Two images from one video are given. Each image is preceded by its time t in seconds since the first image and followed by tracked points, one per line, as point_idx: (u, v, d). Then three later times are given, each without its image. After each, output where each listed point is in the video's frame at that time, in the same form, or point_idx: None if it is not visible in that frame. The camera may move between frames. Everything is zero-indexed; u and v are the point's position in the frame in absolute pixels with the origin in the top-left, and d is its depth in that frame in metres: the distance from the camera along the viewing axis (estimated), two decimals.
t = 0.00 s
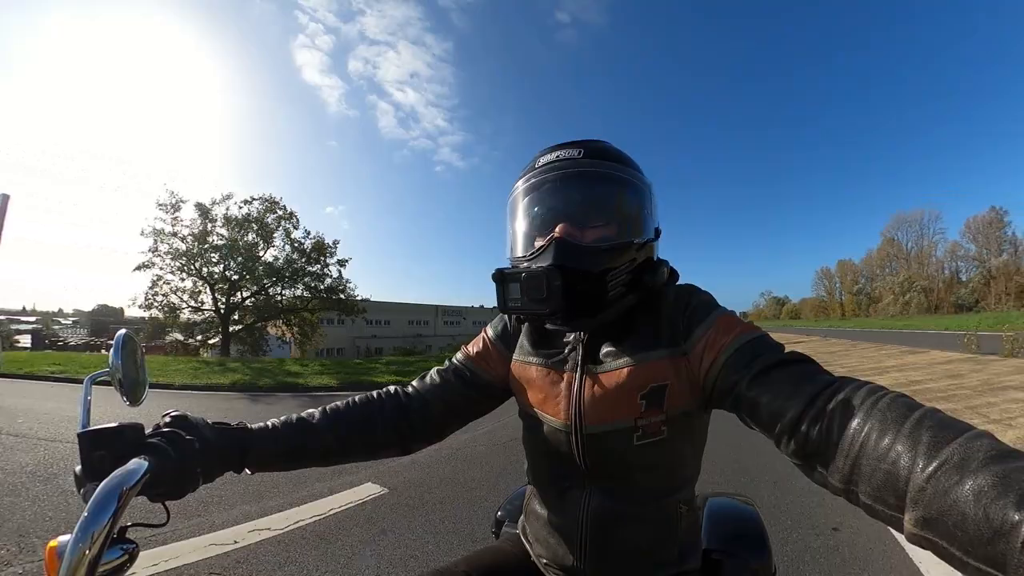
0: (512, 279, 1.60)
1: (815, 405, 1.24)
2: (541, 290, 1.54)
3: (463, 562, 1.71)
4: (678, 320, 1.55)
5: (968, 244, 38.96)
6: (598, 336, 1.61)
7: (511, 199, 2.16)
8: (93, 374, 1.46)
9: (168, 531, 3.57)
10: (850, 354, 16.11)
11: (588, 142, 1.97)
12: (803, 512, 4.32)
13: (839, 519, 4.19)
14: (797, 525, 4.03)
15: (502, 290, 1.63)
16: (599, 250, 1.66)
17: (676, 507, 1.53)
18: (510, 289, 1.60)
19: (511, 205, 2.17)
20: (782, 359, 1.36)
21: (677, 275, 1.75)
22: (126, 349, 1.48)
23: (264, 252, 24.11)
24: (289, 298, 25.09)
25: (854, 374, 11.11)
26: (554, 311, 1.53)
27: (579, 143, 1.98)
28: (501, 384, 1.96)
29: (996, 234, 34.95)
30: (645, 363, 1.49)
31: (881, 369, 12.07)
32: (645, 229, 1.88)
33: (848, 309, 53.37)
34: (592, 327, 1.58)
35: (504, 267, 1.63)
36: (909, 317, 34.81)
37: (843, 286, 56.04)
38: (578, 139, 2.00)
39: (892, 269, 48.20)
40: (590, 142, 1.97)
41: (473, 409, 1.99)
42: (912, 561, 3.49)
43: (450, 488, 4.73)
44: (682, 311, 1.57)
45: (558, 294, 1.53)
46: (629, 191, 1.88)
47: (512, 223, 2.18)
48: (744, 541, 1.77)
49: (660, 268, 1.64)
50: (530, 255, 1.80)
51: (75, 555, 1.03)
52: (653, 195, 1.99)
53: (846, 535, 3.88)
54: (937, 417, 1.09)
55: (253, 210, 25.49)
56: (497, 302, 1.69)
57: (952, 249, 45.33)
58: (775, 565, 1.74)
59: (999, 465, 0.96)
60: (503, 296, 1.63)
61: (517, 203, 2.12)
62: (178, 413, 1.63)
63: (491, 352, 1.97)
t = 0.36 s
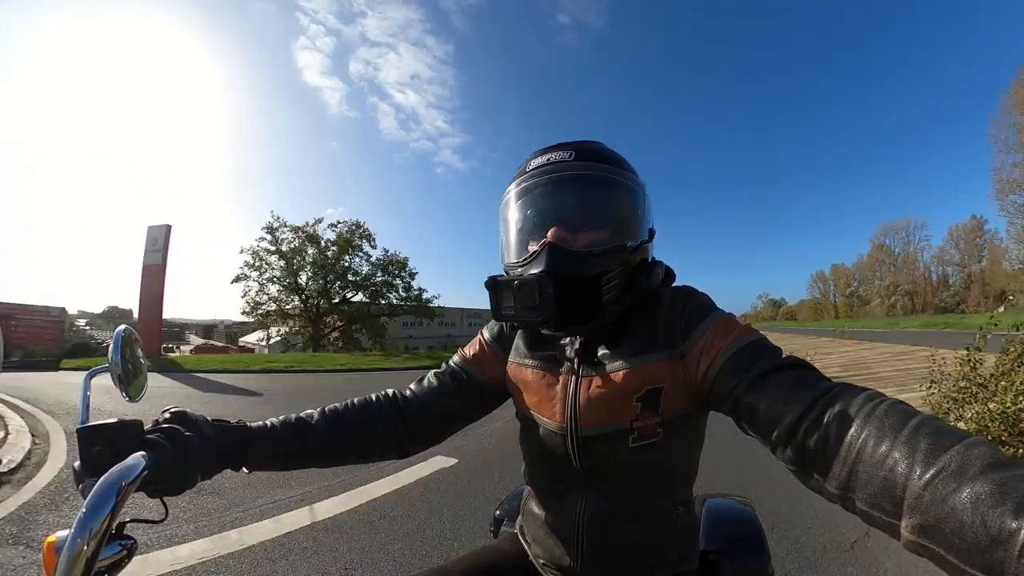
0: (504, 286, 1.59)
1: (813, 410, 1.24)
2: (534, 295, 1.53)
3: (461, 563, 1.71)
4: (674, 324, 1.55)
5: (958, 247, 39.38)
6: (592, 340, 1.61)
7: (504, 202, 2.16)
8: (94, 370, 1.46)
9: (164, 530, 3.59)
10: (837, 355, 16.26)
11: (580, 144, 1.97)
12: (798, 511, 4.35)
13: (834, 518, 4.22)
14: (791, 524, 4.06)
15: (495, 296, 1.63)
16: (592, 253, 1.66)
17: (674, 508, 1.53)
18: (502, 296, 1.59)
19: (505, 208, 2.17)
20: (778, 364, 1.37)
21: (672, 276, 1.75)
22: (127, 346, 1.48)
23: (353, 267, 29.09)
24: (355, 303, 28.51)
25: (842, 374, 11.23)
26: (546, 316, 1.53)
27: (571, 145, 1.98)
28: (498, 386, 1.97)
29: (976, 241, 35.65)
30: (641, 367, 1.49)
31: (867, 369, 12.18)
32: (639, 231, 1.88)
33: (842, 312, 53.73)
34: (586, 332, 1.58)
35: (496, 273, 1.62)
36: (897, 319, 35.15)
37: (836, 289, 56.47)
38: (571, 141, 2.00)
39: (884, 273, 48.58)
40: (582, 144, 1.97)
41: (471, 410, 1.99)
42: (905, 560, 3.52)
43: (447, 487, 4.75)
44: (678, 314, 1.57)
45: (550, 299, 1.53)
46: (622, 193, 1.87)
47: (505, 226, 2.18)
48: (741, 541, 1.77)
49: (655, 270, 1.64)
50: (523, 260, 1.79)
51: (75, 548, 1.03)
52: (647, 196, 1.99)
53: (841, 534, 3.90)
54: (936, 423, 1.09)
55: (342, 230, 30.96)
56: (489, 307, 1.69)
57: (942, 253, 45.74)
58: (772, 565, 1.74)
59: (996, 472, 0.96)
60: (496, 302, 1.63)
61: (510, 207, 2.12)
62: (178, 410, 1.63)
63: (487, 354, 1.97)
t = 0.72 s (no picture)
0: (506, 287, 1.58)
1: (812, 416, 1.24)
2: (536, 297, 1.53)
3: (460, 562, 1.71)
4: (674, 327, 1.55)
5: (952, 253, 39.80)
6: (593, 342, 1.61)
7: (505, 203, 2.16)
8: (92, 364, 1.46)
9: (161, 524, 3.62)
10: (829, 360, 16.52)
11: (582, 145, 1.96)
12: (793, 513, 4.38)
13: (829, 520, 4.25)
14: (785, 526, 4.09)
15: (496, 297, 1.62)
16: (593, 255, 1.66)
17: (671, 511, 1.52)
18: (504, 295, 1.59)
19: (506, 209, 2.17)
20: (778, 369, 1.36)
21: (673, 279, 1.75)
22: (125, 341, 1.48)
23: (413, 279, 37.38)
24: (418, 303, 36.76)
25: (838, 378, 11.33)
26: (548, 317, 1.53)
27: (574, 146, 1.97)
28: (497, 386, 1.97)
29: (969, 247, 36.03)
30: (639, 369, 1.49)
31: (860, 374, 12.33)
32: (641, 234, 1.87)
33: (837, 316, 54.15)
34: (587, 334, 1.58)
35: (498, 274, 1.61)
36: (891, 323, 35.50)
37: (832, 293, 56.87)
38: (574, 142, 1.99)
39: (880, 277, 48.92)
40: (585, 145, 1.96)
41: (469, 409, 1.99)
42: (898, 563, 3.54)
43: (445, 487, 4.77)
44: (678, 318, 1.57)
45: (552, 300, 1.53)
46: (625, 195, 1.87)
47: (506, 227, 2.18)
48: (738, 543, 1.77)
49: (656, 272, 1.64)
50: (525, 261, 1.79)
51: (71, 543, 1.03)
52: (649, 199, 1.99)
53: (835, 536, 3.93)
54: (934, 431, 1.09)
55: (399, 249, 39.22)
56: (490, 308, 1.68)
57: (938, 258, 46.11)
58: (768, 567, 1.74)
59: (993, 481, 0.96)
60: (498, 302, 1.62)
61: (510, 207, 2.12)
62: (175, 405, 1.63)
63: (487, 354, 1.97)
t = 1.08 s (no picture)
0: (510, 293, 1.57)
1: (826, 427, 1.22)
2: (541, 306, 1.52)
3: (459, 565, 1.69)
4: (680, 336, 1.54)
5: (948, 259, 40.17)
6: (596, 350, 1.60)
7: (509, 201, 2.14)
8: (92, 363, 1.45)
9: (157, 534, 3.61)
10: (816, 362, 16.80)
11: (592, 145, 1.95)
12: (794, 518, 4.37)
13: (828, 524, 4.24)
14: (786, 532, 4.06)
15: (500, 304, 1.61)
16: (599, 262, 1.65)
17: (671, 520, 1.51)
18: (508, 302, 1.58)
19: (509, 207, 2.15)
20: (790, 381, 1.35)
21: (679, 285, 1.74)
22: (126, 340, 1.47)
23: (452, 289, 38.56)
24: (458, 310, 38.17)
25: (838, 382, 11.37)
26: (553, 326, 1.52)
27: (583, 146, 1.96)
28: (493, 395, 1.95)
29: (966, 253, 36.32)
30: (644, 379, 1.48)
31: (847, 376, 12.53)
32: (648, 239, 1.86)
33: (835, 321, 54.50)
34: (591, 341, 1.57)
35: (502, 280, 1.60)
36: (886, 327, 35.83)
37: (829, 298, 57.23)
38: (583, 142, 1.98)
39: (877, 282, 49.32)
40: (595, 146, 1.95)
41: (465, 417, 1.97)
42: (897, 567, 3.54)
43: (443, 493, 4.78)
44: (684, 325, 1.56)
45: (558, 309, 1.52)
46: (631, 199, 1.86)
47: (509, 226, 2.16)
48: (740, 549, 1.76)
49: (664, 280, 1.62)
50: (529, 264, 1.78)
51: (69, 541, 1.02)
52: (657, 203, 1.97)
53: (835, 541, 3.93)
54: (949, 439, 1.08)
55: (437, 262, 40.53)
56: (492, 315, 1.66)
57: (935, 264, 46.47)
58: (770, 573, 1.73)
59: (1007, 487, 0.95)
60: (501, 309, 1.61)
61: (514, 207, 2.11)
62: (175, 404, 1.62)
63: (484, 360, 1.96)
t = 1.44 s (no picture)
0: (524, 283, 1.57)
1: (821, 421, 1.23)
2: (556, 295, 1.53)
3: (455, 562, 1.70)
4: (684, 330, 1.55)
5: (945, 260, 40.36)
6: (604, 344, 1.60)
7: (517, 197, 2.14)
8: (90, 358, 1.46)
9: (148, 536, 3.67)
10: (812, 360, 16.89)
11: (602, 143, 1.95)
12: (790, 518, 4.39)
13: (824, 525, 4.27)
14: (782, 533, 4.07)
15: (512, 293, 1.61)
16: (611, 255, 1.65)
17: (670, 515, 1.51)
18: (521, 291, 1.58)
19: (517, 202, 2.15)
20: (789, 373, 1.35)
21: (682, 281, 1.74)
22: (124, 335, 1.46)
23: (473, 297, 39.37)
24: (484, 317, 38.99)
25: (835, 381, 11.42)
26: (567, 316, 1.52)
27: (594, 143, 1.96)
28: (496, 386, 1.95)
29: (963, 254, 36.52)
30: (646, 373, 1.49)
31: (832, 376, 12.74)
32: (656, 237, 1.87)
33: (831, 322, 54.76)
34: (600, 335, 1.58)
35: (515, 270, 1.60)
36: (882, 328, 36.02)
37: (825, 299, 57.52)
38: (593, 139, 1.98)
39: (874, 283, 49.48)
40: (605, 143, 1.95)
41: (467, 409, 1.97)
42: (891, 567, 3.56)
43: (437, 495, 4.80)
44: (688, 320, 1.57)
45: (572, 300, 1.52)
46: (640, 196, 1.87)
47: (517, 221, 2.16)
48: (735, 547, 1.77)
49: (670, 276, 1.62)
50: (540, 258, 1.78)
51: (66, 537, 1.02)
52: (665, 201, 1.98)
53: (830, 542, 3.95)
54: (942, 435, 1.09)
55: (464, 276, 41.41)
56: (505, 305, 1.66)
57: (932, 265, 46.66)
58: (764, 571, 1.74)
59: (1001, 484, 0.95)
60: (513, 300, 1.61)
61: (522, 202, 2.11)
62: (173, 400, 1.62)
63: (488, 352, 1.97)
